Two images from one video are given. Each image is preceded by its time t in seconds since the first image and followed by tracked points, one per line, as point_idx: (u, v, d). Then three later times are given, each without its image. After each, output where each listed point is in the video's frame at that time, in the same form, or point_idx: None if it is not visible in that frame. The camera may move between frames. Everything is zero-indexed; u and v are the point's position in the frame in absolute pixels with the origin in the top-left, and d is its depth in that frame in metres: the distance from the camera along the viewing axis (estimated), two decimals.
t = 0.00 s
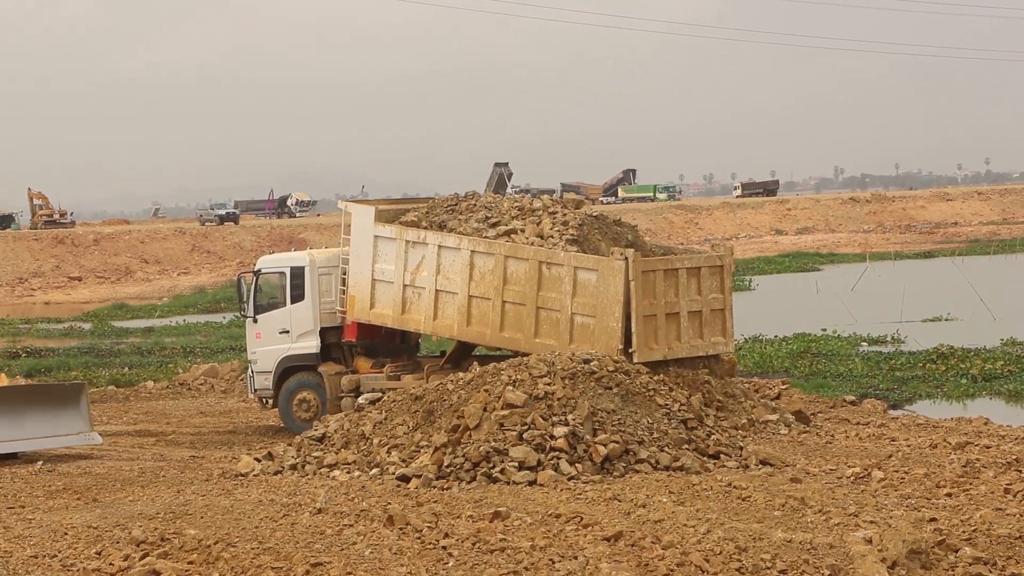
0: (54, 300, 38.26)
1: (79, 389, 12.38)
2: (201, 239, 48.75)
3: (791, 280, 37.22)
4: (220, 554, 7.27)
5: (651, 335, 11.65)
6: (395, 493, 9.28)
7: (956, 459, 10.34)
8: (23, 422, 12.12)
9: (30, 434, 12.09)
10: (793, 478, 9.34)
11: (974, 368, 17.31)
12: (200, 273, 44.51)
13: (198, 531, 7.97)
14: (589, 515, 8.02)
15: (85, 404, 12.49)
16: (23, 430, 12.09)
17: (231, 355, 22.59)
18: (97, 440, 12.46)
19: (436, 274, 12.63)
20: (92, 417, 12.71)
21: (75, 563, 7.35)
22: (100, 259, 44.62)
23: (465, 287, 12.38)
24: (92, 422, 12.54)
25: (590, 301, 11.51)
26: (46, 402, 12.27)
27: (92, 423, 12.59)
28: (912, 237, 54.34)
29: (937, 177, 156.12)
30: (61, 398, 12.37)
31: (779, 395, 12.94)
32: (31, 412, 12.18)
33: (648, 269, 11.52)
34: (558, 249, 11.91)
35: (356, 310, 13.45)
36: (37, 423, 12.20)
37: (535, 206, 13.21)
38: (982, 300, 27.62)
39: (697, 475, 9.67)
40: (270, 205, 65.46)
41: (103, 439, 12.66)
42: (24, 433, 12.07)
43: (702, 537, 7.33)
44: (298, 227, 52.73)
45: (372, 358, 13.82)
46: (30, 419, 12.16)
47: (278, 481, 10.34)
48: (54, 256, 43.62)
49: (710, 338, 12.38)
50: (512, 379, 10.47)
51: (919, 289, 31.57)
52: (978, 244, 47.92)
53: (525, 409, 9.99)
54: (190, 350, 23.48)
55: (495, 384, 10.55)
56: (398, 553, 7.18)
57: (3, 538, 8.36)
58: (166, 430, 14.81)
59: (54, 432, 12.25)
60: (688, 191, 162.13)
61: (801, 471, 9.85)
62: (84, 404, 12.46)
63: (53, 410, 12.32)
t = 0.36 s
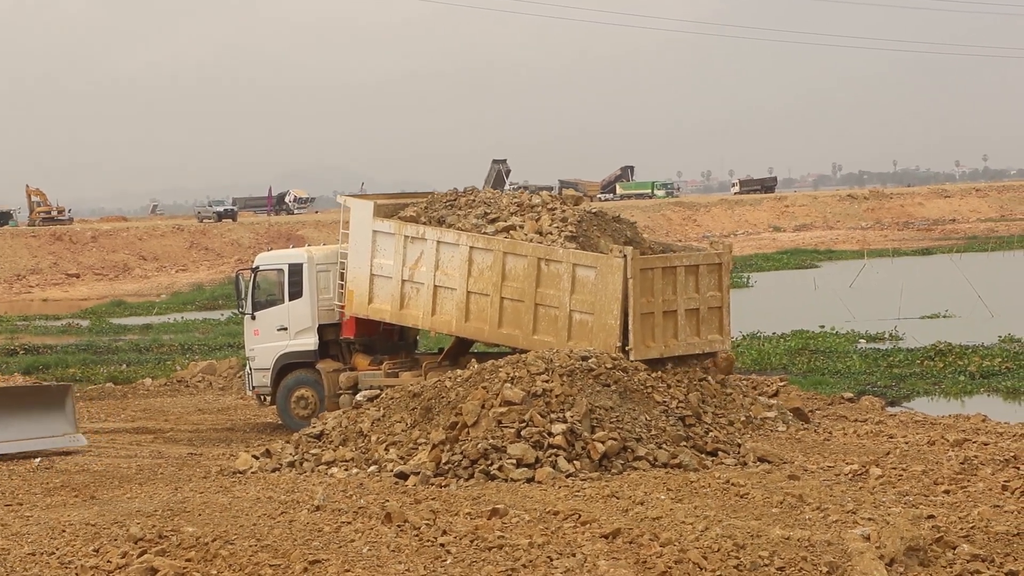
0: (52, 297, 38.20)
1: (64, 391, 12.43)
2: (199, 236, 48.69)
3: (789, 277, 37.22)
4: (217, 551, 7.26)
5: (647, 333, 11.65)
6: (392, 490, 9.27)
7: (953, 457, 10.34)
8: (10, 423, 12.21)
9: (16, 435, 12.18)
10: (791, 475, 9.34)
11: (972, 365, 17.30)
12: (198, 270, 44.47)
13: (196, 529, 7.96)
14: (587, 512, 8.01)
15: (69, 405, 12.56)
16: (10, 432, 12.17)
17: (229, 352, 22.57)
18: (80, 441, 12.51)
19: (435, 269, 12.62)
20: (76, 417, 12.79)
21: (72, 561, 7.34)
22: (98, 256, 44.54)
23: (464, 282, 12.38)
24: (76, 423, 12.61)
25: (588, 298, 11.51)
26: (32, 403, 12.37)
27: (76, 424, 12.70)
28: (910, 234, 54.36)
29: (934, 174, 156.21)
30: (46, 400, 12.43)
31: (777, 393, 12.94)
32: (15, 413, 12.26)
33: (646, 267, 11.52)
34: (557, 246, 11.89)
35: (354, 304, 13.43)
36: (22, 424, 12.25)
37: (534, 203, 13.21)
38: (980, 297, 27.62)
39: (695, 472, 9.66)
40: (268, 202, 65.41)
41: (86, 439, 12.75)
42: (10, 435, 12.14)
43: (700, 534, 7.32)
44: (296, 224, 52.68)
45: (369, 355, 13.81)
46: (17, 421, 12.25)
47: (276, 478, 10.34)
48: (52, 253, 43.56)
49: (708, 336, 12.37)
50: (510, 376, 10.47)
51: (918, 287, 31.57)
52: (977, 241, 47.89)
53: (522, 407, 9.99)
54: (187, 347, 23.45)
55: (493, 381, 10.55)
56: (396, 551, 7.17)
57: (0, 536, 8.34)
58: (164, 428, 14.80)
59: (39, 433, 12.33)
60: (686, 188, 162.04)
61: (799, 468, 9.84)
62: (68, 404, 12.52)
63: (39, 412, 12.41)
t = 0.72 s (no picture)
0: (50, 297, 38.19)
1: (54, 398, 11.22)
2: (197, 237, 48.66)
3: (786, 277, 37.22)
4: (216, 552, 7.26)
5: (645, 335, 11.66)
6: (390, 491, 9.27)
7: (951, 457, 10.34)
8: None
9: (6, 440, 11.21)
10: (789, 476, 9.34)
11: (970, 365, 17.30)
12: (196, 271, 44.46)
13: (194, 529, 7.96)
14: (585, 513, 8.01)
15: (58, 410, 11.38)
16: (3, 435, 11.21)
17: (227, 353, 22.57)
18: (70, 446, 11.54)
19: (433, 269, 12.61)
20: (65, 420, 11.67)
21: (71, 561, 7.34)
22: (96, 256, 44.52)
23: (462, 282, 12.37)
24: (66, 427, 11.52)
25: (587, 299, 11.52)
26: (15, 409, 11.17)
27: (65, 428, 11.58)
28: (907, 234, 54.40)
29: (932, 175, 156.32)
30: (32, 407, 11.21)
31: (775, 393, 12.94)
32: (4, 416, 11.16)
33: (645, 269, 11.53)
34: (556, 246, 11.88)
35: (352, 303, 13.42)
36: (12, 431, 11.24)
37: (533, 202, 13.21)
38: (978, 297, 27.65)
39: (693, 473, 9.65)
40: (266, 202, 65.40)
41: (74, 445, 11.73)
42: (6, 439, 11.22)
43: (698, 534, 7.32)
44: (294, 225, 52.65)
45: (367, 356, 13.82)
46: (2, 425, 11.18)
47: (274, 479, 10.34)
48: (50, 254, 43.54)
49: (706, 337, 12.38)
50: (508, 376, 10.47)
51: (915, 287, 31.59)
52: (975, 241, 47.86)
53: (520, 407, 9.98)
54: (186, 348, 23.44)
55: (491, 382, 10.56)
56: (394, 551, 7.18)
57: None
58: (162, 428, 14.80)
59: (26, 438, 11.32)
60: (685, 189, 162.05)
61: (797, 469, 9.84)
62: (58, 410, 11.36)
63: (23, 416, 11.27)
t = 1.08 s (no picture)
0: (48, 296, 38.15)
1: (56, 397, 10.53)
2: (195, 236, 48.60)
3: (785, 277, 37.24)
4: (213, 551, 7.25)
5: (644, 335, 11.65)
6: (388, 490, 9.26)
7: (949, 457, 10.34)
8: None
9: None
10: (787, 475, 9.35)
11: (968, 365, 17.31)
12: (195, 270, 44.44)
13: (192, 529, 7.94)
14: (583, 512, 8.01)
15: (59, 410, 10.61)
16: None
17: (225, 352, 22.55)
18: (72, 448, 10.73)
19: (432, 267, 12.60)
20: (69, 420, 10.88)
21: (68, 561, 7.32)
22: (94, 256, 44.46)
23: (461, 280, 12.37)
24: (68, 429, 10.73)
25: (586, 299, 11.52)
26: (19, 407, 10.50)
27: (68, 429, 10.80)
28: (905, 234, 54.45)
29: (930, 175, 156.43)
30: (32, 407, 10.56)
31: (773, 393, 12.95)
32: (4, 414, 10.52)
33: (643, 269, 11.53)
34: (555, 246, 11.88)
35: (351, 301, 13.42)
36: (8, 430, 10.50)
37: (531, 201, 13.21)
38: (975, 297, 27.68)
39: (691, 473, 9.66)
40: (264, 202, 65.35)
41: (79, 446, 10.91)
42: None
43: (696, 534, 7.32)
44: (292, 224, 52.62)
45: (365, 355, 13.81)
46: None
47: (272, 478, 10.32)
48: (48, 253, 43.48)
49: (704, 338, 12.38)
50: (506, 376, 10.46)
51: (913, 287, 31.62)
52: (973, 241, 47.91)
53: (518, 407, 9.99)
54: (183, 347, 23.41)
55: (489, 381, 10.56)
56: (392, 551, 7.17)
57: None
58: (159, 427, 14.77)
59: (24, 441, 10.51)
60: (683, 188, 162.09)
61: (795, 468, 9.84)
62: (61, 412, 10.64)
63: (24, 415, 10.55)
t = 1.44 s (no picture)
0: (45, 296, 38.09)
1: (69, 397, 12.09)
2: (192, 236, 48.56)
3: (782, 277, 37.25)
4: (210, 551, 7.24)
5: (641, 335, 11.65)
6: (385, 490, 9.26)
7: (946, 457, 10.35)
8: (9, 430, 11.86)
9: (17, 442, 11.84)
10: (784, 475, 9.35)
11: (965, 365, 17.31)
12: (191, 270, 44.43)
13: (189, 529, 7.94)
14: (580, 512, 8.01)
15: (72, 412, 12.18)
16: (11, 438, 11.85)
17: (222, 352, 22.53)
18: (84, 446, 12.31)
19: (430, 265, 12.60)
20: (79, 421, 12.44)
21: (65, 561, 7.32)
22: (91, 256, 44.40)
23: (459, 279, 12.37)
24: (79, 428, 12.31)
25: (583, 299, 11.52)
26: (38, 410, 11.98)
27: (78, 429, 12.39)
28: (903, 234, 54.48)
29: (927, 175, 156.59)
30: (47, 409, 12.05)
31: (770, 393, 12.95)
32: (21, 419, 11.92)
33: (641, 270, 11.52)
34: (553, 246, 11.88)
35: (349, 298, 13.42)
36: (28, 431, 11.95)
37: (530, 200, 13.21)
38: (973, 297, 27.70)
39: (688, 473, 9.66)
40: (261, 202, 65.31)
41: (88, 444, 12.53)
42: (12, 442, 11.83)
43: (693, 534, 7.32)
44: (289, 224, 52.59)
45: (362, 355, 13.80)
46: (15, 427, 11.89)
47: (269, 478, 10.32)
48: (45, 253, 43.41)
49: (701, 338, 12.39)
50: (503, 376, 10.46)
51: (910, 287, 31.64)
52: (970, 241, 47.95)
53: (515, 407, 9.99)
54: (180, 347, 23.40)
55: (487, 381, 10.55)
56: (389, 551, 7.17)
57: None
58: (156, 428, 14.76)
59: (38, 441, 11.98)
60: (679, 188, 162.14)
61: (792, 468, 9.84)
62: (72, 411, 12.16)
63: (38, 418, 12.03)
